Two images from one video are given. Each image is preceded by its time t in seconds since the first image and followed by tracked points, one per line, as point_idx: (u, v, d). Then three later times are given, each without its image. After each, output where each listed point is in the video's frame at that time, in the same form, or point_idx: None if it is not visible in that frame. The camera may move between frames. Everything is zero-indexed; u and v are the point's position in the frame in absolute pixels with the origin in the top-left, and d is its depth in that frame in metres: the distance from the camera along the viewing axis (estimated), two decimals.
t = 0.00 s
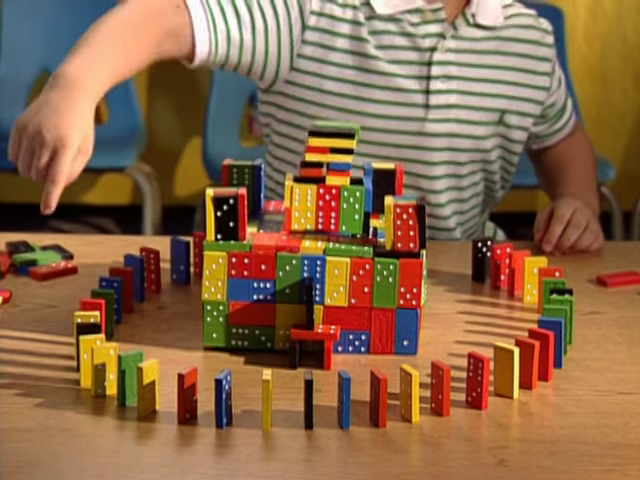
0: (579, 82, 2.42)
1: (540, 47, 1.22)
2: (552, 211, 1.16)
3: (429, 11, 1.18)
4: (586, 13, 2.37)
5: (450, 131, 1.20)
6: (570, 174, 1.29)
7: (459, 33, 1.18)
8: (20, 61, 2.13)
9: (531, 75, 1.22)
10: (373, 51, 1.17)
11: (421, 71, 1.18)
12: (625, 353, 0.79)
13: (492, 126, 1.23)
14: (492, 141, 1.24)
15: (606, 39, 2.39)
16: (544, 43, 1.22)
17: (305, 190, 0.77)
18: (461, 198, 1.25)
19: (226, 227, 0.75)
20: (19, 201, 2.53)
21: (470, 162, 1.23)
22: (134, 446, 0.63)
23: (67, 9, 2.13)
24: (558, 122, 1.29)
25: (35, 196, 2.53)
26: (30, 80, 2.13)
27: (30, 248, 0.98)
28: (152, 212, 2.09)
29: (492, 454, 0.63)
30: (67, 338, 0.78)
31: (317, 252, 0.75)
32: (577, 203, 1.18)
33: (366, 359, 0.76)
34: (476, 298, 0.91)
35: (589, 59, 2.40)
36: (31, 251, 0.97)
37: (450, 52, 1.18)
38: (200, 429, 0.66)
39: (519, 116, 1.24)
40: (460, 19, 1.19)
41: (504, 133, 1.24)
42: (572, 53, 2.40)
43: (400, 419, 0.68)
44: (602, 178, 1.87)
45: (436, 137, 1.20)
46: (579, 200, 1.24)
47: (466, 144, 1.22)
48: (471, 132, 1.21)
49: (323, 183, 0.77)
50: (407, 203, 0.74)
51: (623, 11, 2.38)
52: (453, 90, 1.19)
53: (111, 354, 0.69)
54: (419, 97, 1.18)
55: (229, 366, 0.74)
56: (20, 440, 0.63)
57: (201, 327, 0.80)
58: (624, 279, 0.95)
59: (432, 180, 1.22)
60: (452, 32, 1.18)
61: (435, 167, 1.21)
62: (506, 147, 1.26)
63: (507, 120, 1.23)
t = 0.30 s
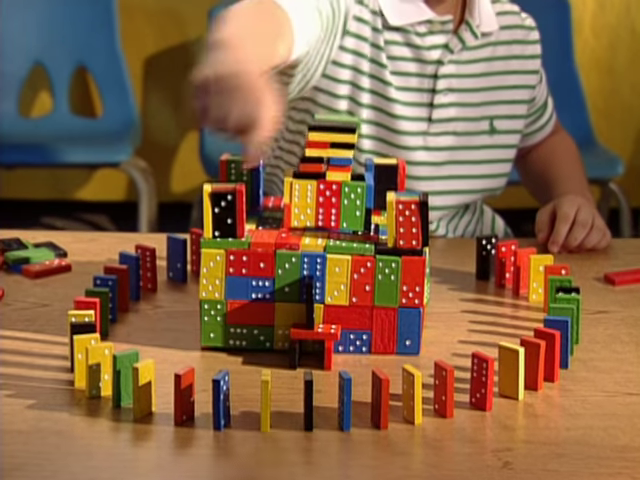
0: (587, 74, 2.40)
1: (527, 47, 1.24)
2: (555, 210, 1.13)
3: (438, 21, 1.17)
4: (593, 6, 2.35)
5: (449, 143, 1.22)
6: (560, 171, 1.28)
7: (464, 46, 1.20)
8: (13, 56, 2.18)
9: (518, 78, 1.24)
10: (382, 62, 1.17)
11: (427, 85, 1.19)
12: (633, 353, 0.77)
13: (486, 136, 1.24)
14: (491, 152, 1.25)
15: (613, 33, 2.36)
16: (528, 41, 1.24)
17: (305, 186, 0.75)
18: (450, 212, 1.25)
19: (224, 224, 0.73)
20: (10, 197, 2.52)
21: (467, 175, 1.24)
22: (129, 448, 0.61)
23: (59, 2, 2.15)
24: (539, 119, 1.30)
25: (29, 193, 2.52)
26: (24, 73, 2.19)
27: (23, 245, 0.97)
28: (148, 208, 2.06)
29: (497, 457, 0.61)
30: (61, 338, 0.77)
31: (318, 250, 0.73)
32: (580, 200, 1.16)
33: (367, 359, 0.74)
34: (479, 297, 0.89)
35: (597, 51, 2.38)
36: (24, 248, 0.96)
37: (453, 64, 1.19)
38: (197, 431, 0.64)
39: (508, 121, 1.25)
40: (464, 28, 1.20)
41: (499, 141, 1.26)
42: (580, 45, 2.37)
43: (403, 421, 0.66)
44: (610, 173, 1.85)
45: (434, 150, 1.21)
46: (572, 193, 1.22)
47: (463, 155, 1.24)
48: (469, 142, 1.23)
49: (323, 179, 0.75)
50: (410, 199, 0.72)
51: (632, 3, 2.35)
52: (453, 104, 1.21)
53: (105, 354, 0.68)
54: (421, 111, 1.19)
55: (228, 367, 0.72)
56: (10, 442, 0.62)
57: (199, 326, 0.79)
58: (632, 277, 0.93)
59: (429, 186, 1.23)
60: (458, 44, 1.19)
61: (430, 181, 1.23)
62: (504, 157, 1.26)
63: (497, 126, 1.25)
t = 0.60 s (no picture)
0: (590, 72, 2.39)
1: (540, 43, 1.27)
2: (554, 210, 1.13)
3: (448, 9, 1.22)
4: (596, 4, 2.34)
5: (458, 129, 1.25)
6: (572, 177, 1.28)
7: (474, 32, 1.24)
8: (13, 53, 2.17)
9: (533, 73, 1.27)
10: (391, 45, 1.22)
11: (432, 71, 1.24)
12: (636, 353, 0.76)
13: (500, 127, 1.26)
14: (503, 143, 1.27)
15: (617, 31, 2.36)
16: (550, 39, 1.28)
17: (305, 183, 0.74)
18: (462, 206, 1.26)
19: (223, 223, 0.73)
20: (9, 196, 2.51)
21: (478, 164, 1.26)
22: (127, 448, 0.61)
23: None
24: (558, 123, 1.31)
25: (27, 191, 2.51)
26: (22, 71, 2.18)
27: (20, 244, 0.96)
28: (146, 207, 2.05)
29: (498, 458, 0.61)
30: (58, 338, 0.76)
31: (318, 249, 0.73)
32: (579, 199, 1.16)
33: (368, 359, 0.74)
34: (481, 296, 0.88)
35: (600, 49, 2.37)
36: (21, 248, 0.95)
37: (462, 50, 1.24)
38: (196, 432, 0.63)
39: (521, 114, 1.27)
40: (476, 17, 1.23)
41: (514, 135, 1.27)
42: (583, 42, 2.36)
43: (404, 422, 0.66)
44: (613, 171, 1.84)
45: (443, 136, 1.24)
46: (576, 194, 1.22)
47: (473, 142, 1.26)
48: (479, 129, 1.26)
49: (323, 177, 0.75)
50: (411, 198, 0.72)
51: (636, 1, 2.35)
52: (463, 90, 1.24)
53: (103, 354, 0.67)
54: (430, 96, 1.24)
55: (227, 367, 0.71)
56: (6, 442, 0.61)
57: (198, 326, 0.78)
58: (635, 276, 0.92)
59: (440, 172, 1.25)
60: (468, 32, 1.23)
61: (444, 167, 1.24)
62: (514, 151, 1.28)
63: (512, 120, 1.27)
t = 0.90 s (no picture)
0: (591, 71, 2.38)
1: (547, 37, 1.30)
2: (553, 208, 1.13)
3: None
4: (598, 2, 2.33)
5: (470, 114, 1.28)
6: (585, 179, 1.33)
7: (481, 16, 1.28)
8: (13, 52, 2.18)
9: (546, 66, 1.31)
10: (397, 29, 1.27)
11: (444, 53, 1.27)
12: (636, 352, 0.76)
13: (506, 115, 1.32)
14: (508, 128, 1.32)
15: (618, 30, 2.35)
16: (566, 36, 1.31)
17: (305, 182, 0.74)
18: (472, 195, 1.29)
19: (223, 222, 0.73)
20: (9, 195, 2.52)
21: (481, 147, 1.29)
22: (127, 447, 0.61)
23: None
24: (579, 130, 1.36)
25: (27, 191, 2.52)
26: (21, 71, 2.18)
27: (20, 243, 0.96)
28: (146, 206, 2.06)
29: (499, 458, 0.61)
30: (58, 337, 0.76)
31: (318, 248, 0.73)
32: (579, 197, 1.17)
33: (368, 358, 0.74)
34: (481, 295, 0.88)
35: (601, 48, 2.37)
36: (21, 247, 0.95)
37: (471, 34, 1.28)
38: (196, 431, 0.63)
39: (533, 106, 1.32)
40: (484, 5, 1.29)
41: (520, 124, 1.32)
42: (584, 41, 2.36)
43: (404, 421, 0.66)
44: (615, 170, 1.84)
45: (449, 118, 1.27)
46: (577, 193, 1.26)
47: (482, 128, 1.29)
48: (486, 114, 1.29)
49: (324, 176, 0.75)
50: (411, 197, 0.72)
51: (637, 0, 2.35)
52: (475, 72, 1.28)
53: (104, 353, 0.67)
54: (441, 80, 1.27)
55: (226, 366, 0.71)
56: (5, 442, 0.61)
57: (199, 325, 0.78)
58: (636, 275, 0.92)
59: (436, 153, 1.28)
60: (475, 17, 1.28)
61: (442, 147, 1.28)
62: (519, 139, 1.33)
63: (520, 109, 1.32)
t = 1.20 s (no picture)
0: (591, 70, 2.38)
1: (547, 32, 1.31)
2: (554, 206, 1.14)
3: None
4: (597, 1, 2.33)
5: (469, 100, 1.32)
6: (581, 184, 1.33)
7: (477, 6, 1.31)
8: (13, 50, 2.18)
9: (547, 60, 1.32)
10: (392, 20, 1.30)
11: (442, 43, 1.30)
12: (636, 351, 0.76)
13: (509, 108, 1.33)
14: (508, 122, 1.34)
15: (617, 28, 2.35)
16: (566, 33, 1.32)
17: (305, 181, 0.74)
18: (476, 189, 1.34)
19: (223, 221, 0.73)
20: (9, 194, 2.52)
21: (481, 136, 1.33)
22: (127, 446, 0.61)
23: None
24: (574, 133, 1.37)
25: (28, 190, 2.51)
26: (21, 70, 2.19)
27: (20, 242, 0.96)
28: (146, 205, 2.06)
29: (499, 456, 0.61)
30: (58, 335, 0.76)
31: (318, 247, 0.73)
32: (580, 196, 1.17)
33: (368, 358, 0.74)
34: (481, 294, 0.88)
35: (601, 47, 2.37)
36: (20, 246, 0.95)
37: (469, 23, 1.30)
38: (196, 430, 0.63)
39: (535, 100, 1.33)
40: None
41: (522, 117, 1.34)
42: (584, 40, 2.36)
43: (404, 420, 0.66)
44: (614, 169, 1.84)
45: (450, 106, 1.32)
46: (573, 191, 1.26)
47: (484, 115, 1.33)
48: (486, 104, 1.32)
49: (325, 175, 0.74)
50: (411, 196, 0.72)
51: None
52: (475, 62, 1.31)
53: (104, 353, 0.67)
54: (440, 68, 1.31)
55: (226, 365, 0.71)
56: (6, 441, 0.61)
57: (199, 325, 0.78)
58: (636, 274, 0.92)
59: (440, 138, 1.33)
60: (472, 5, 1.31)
61: (443, 136, 1.33)
62: (519, 132, 1.34)
63: (523, 102, 1.33)
